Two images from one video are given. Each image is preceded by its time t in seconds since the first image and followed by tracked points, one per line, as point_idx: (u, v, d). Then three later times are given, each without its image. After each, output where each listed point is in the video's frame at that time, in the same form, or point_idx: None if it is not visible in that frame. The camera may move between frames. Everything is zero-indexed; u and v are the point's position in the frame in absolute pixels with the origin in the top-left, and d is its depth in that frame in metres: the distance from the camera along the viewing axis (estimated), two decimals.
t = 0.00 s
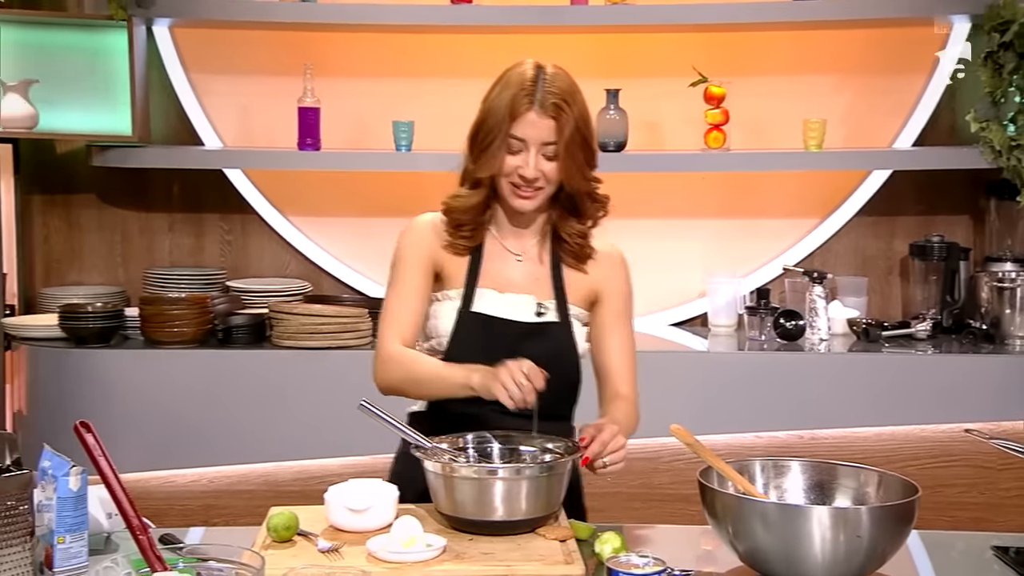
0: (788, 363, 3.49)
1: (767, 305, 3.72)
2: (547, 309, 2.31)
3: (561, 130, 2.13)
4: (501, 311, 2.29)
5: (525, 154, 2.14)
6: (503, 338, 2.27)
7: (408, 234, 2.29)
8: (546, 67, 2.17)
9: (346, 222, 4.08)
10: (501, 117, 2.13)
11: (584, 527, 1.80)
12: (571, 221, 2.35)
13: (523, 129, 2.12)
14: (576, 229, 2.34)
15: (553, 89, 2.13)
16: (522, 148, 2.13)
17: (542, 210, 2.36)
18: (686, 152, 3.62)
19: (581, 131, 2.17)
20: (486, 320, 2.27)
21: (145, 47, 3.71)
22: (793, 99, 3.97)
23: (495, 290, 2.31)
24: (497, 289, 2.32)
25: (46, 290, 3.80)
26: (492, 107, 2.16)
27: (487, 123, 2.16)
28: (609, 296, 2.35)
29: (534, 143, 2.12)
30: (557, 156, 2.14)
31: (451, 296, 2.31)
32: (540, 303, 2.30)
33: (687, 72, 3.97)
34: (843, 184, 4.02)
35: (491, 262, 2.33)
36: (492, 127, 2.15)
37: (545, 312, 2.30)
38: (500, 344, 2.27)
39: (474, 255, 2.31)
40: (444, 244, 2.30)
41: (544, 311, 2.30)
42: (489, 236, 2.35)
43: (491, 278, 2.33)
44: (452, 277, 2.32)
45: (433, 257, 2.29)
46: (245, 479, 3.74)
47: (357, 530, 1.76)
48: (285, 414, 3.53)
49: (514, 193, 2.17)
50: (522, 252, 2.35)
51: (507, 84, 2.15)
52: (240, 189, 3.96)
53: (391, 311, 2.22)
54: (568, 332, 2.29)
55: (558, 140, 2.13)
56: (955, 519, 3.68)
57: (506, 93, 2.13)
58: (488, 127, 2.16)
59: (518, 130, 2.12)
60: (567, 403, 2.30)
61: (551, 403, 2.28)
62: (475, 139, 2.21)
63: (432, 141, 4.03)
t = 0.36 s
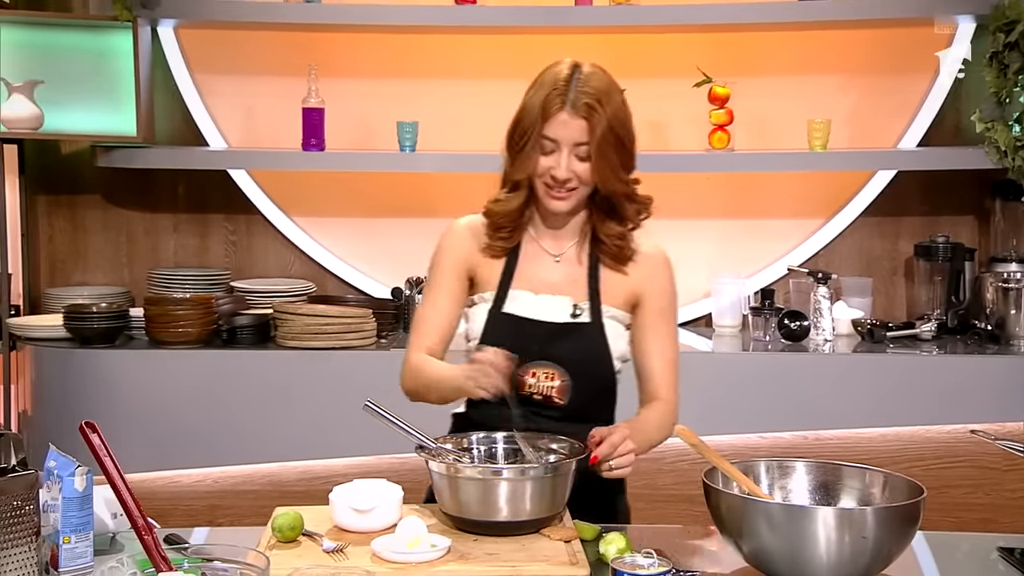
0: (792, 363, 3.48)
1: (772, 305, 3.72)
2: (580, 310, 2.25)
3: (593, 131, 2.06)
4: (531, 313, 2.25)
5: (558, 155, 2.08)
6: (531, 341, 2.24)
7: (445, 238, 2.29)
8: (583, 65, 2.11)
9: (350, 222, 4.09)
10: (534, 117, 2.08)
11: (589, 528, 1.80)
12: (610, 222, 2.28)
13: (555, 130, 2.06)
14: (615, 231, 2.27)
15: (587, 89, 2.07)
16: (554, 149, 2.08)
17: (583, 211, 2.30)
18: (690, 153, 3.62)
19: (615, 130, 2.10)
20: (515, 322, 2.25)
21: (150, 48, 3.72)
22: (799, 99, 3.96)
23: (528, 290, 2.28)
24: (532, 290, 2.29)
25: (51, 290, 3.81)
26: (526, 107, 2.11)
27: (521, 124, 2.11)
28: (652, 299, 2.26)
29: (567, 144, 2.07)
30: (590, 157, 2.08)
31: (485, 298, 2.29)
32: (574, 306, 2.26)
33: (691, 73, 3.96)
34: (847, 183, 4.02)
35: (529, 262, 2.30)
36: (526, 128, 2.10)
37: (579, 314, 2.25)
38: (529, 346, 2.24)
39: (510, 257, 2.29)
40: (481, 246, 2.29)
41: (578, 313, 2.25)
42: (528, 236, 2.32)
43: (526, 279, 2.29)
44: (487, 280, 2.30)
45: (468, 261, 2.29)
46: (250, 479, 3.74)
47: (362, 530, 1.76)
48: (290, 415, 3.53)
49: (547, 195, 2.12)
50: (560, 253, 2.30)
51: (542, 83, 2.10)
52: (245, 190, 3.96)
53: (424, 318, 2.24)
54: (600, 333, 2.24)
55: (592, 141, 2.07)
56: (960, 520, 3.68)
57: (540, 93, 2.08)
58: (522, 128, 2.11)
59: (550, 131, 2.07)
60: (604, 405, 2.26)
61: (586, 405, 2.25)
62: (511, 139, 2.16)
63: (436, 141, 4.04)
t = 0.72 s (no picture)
0: (792, 363, 3.48)
1: (772, 305, 3.72)
2: (594, 306, 2.21)
3: (599, 109, 2.08)
4: (544, 306, 2.22)
5: (566, 135, 2.10)
6: (536, 335, 2.21)
7: (473, 230, 2.37)
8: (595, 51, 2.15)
9: (350, 222, 4.09)
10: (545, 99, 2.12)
11: (588, 527, 1.80)
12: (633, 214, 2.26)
13: (563, 110, 2.10)
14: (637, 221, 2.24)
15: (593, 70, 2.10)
16: (564, 130, 2.11)
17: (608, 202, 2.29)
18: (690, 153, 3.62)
19: (625, 111, 2.10)
20: (526, 315, 2.22)
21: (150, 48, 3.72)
22: (799, 99, 3.96)
23: (545, 283, 2.27)
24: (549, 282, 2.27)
25: (51, 290, 3.81)
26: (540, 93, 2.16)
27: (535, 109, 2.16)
28: (677, 298, 2.23)
29: (573, 124, 2.09)
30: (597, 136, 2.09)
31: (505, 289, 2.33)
32: (589, 299, 2.21)
33: (691, 73, 3.97)
34: (847, 184, 4.02)
35: (550, 252, 2.31)
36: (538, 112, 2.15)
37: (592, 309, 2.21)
38: (537, 340, 2.20)
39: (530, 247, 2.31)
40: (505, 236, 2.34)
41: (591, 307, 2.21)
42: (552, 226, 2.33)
43: (545, 270, 2.29)
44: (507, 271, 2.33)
45: (491, 253, 2.34)
46: (250, 479, 3.74)
47: (362, 530, 1.76)
48: (289, 415, 3.53)
49: (559, 178, 2.13)
50: (580, 244, 2.29)
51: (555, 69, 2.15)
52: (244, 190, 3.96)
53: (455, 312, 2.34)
54: (610, 329, 2.18)
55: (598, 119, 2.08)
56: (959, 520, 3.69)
57: (550, 77, 2.13)
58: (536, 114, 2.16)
59: (558, 112, 2.10)
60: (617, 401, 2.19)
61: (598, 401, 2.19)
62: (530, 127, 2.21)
63: (436, 141, 4.04)
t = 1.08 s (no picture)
0: (792, 362, 3.48)
1: (771, 305, 3.72)
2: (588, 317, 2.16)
3: (571, 102, 2.05)
4: (537, 317, 2.17)
5: (543, 133, 2.08)
6: (530, 346, 2.16)
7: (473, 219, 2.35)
8: (574, 52, 2.15)
9: (350, 222, 4.08)
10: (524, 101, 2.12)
11: (588, 528, 1.80)
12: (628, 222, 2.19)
13: (538, 108, 2.08)
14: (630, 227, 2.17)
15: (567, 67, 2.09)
16: (541, 128, 2.08)
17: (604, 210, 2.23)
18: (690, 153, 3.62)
19: (599, 104, 2.07)
20: (520, 325, 2.18)
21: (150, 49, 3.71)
22: (799, 99, 3.96)
23: (541, 291, 2.21)
24: (547, 288, 2.22)
25: (51, 290, 3.81)
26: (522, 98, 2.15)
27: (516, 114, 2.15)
28: (677, 309, 2.20)
29: (548, 120, 2.06)
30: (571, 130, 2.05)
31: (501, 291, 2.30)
32: (584, 311, 2.16)
33: (691, 73, 3.97)
34: (847, 184, 4.02)
35: (547, 262, 2.25)
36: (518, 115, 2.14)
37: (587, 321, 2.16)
38: (531, 352, 2.16)
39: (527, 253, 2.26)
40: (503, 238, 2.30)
41: (587, 318, 2.16)
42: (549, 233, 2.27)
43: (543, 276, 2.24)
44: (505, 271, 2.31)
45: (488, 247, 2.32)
46: (249, 480, 3.74)
47: (361, 530, 1.76)
48: (289, 415, 3.53)
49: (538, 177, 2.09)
50: (578, 251, 2.23)
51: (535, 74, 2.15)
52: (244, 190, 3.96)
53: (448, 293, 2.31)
54: (604, 344, 2.13)
55: (572, 113, 2.05)
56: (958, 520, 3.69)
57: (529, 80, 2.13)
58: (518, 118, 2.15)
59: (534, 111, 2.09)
60: (610, 410, 2.16)
61: (589, 412, 2.16)
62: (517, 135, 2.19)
63: (436, 141, 4.04)
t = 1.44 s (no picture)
0: (793, 362, 3.49)
1: (772, 305, 3.72)
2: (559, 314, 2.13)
3: (529, 107, 2.00)
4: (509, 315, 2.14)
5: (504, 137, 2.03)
6: (498, 343, 2.14)
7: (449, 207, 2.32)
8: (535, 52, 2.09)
9: (350, 223, 4.09)
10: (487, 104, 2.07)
11: (589, 529, 1.80)
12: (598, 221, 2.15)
13: (499, 112, 2.03)
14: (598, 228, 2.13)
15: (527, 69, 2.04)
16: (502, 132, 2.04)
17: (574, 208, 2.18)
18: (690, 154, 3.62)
19: (557, 108, 2.01)
20: (489, 322, 2.15)
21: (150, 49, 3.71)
22: (799, 99, 3.96)
23: (514, 288, 2.18)
24: (519, 284, 2.19)
25: (51, 291, 3.81)
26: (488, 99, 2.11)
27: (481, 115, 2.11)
28: (649, 307, 2.19)
29: (508, 124, 2.02)
30: (531, 135, 2.00)
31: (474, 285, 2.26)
32: (556, 308, 2.14)
33: (691, 73, 3.96)
34: (848, 184, 4.02)
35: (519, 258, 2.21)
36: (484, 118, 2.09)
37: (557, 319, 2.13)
38: (498, 349, 2.14)
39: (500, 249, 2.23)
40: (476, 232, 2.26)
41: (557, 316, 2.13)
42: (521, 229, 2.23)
43: (516, 272, 2.20)
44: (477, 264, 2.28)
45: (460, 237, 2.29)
46: (249, 480, 3.74)
47: (361, 531, 1.76)
48: (288, 415, 3.53)
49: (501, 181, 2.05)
50: (549, 247, 2.19)
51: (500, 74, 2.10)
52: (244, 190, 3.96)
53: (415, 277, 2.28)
54: (571, 343, 2.10)
55: (530, 118, 2.00)
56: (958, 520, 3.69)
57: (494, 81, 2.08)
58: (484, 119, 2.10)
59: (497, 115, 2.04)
60: (578, 412, 2.14)
61: (557, 412, 2.14)
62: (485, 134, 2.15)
63: (436, 141, 4.03)
